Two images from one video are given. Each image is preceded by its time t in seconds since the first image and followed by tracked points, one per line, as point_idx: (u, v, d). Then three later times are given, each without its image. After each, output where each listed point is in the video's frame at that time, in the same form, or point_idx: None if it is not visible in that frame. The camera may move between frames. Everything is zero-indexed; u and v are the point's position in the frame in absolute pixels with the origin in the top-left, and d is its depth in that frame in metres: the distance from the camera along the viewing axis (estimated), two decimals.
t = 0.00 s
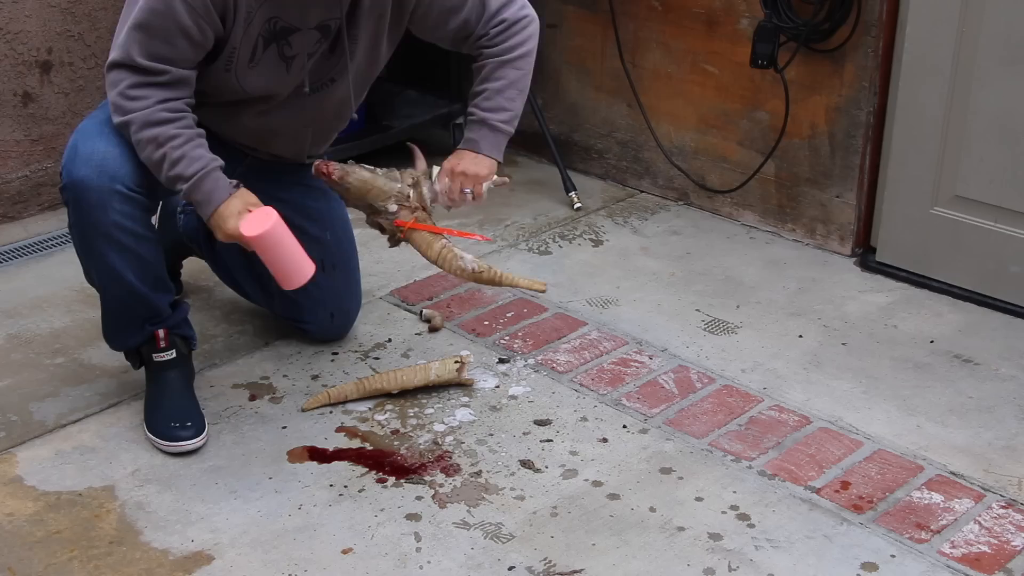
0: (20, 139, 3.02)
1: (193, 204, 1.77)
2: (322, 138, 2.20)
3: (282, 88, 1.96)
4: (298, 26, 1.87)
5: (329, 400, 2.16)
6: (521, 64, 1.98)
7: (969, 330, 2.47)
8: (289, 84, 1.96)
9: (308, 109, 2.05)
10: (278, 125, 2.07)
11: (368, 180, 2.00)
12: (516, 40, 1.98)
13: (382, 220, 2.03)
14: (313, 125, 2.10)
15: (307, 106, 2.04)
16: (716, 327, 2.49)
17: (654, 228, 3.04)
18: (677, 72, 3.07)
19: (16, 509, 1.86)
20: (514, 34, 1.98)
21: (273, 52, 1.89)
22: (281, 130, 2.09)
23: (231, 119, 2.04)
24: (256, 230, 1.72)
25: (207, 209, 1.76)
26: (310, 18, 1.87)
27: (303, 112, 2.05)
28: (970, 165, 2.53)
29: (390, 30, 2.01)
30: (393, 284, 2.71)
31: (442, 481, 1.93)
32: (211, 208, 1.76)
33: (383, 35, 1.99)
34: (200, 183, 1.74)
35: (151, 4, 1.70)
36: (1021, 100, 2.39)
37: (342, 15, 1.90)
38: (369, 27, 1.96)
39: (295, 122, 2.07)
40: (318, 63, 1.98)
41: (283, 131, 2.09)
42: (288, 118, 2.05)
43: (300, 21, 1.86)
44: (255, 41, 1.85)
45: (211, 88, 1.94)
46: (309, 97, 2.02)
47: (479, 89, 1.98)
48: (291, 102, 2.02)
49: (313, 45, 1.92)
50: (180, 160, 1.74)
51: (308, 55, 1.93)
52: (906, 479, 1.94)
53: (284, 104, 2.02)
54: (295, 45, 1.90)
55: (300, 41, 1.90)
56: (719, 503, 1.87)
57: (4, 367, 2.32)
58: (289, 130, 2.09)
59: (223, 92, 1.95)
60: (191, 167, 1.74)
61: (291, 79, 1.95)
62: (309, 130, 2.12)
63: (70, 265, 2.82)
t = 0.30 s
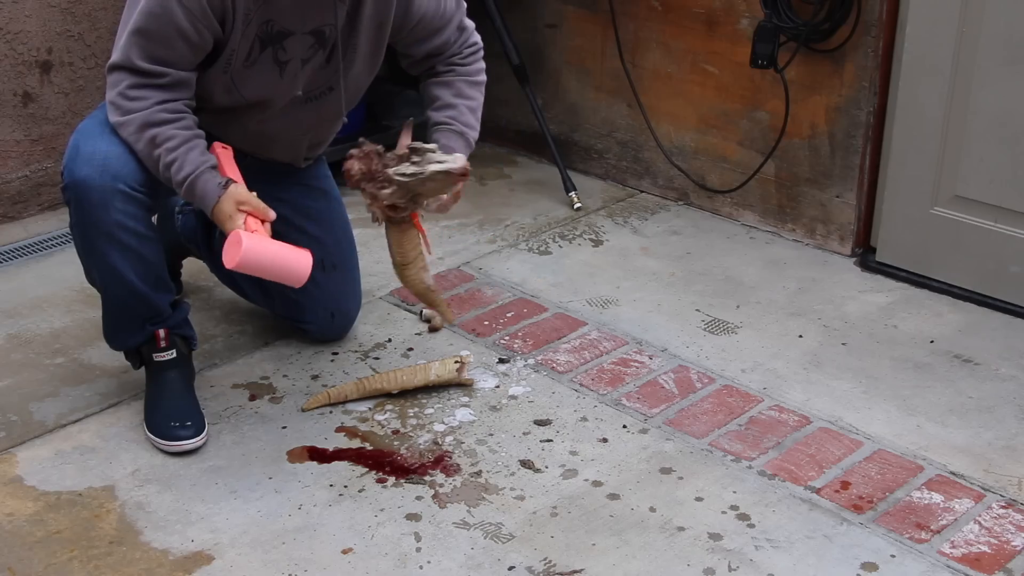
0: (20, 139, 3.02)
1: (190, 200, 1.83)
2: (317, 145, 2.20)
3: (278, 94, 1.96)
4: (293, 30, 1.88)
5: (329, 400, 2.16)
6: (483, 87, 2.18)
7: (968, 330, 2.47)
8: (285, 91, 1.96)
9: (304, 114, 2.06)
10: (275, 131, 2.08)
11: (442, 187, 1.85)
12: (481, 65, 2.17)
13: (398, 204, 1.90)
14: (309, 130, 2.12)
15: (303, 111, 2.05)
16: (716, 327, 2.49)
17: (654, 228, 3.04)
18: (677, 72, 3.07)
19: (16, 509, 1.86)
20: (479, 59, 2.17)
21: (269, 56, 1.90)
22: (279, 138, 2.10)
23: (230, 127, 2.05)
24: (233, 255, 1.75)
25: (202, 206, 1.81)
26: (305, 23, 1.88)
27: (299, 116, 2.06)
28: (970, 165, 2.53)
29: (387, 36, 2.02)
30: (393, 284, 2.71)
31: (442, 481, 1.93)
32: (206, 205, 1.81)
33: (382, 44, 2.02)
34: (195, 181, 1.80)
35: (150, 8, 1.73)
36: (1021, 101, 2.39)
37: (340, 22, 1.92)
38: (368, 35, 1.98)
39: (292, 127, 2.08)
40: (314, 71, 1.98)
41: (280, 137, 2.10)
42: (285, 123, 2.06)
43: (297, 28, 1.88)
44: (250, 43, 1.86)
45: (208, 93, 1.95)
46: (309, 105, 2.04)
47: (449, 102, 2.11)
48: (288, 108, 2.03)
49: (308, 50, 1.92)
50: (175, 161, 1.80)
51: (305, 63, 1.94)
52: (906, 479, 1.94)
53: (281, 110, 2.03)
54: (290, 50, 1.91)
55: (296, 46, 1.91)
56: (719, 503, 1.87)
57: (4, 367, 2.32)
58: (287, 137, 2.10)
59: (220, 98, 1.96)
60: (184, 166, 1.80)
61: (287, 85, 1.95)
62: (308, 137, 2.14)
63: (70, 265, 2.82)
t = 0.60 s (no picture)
0: (20, 139, 3.02)
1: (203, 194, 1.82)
2: (308, 147, 2.22)
3: (271, 94, 1.98)
4: (286, 27, 1.90)
5: (329, 400, 2.16)
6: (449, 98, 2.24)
7: (969, 330, 2.47)
8: (279, 90, 1.98)
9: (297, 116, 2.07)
10: (269, 133, 2.09)
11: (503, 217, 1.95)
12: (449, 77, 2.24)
13: (445, 199, 1.91)
14: (302, 133, 2.13)
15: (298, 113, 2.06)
16: (716, 327, 2.49)
17: (654, 228, 3.04)
18: (677, 72, 3.07)
19: (16, 509, 1.86)
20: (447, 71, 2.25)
21: (263, 54, 1.92)
22: (273, 139, 2.11)
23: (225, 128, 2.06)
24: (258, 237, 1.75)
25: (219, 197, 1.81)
26: (298, 20, 1.91)
27: (293, 118, 2.07)
28: (970, 165, 2.53)
29: (376, 36, 2.06)
30: (393, 284, 2.71)
31: (442, 481, 1.93)
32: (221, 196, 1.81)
33: (372, 41, 2.06)
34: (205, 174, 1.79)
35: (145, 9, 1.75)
36: (1021, 101, 2.39)
37: (332, 20, 1.96)
38: (359, 33, 2.02)
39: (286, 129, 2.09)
40: (308, 71, 2.00)
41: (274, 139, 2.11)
42: (278, 125, 2.08)
43: (291, 26, 1.91)
44: (244, 42, 1.88)
45: (203, 95, 1.96)
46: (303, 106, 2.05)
47: (424, 104, 2.15)
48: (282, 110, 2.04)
49: (301, 49, 1.94)
50: (182, 158, 1.80)
51: (298, 61, 1.96)
52: (906, 479, 1.95)
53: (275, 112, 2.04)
54: (283, 49, 1.92)
55: (289, 45, 1.93)
56: (719, 503, 1.87)
57: (4, 367, 2.32)
58: (281, 138, 2.11)
59: (215, 100, 1.97)
60: (191, 161, 1.79)
61: (280, 84, 1.97)
62: (301, 139, 2.15)
63: (70, 265, 2.82)
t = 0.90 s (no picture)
0: (20, 139, 3.02)
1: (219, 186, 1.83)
2: (299, 150, 2.21)
3: (264, 94, 1.98)
4: (280, 27, 1.90)
5: (329, 400, 2.16)
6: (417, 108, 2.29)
7: (969, 330, 2.47)
8: (271, 90, 1.98)
9: (289, 119, 2.07)
10: (262, 137, 2.08)
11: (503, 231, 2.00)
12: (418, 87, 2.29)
13: (460, 203, 1.92)
14: (294, 136, 2.12)
15: (290, 116, 2.06)
16: (716, 327, 2.49)
17: (654, 228, 3.04)
18: (677, 72, 3.07)
19: (16, 509, 1.86)
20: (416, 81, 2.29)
21: (256, 54, 1.92)
22: (266, 143, 2.10)
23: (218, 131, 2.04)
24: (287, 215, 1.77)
25: (234, 187, 1.81)
26: (292, 19, 1.91)
27: (285, 121, 2.07)
28: (970, 165, 2.53)
29: (367, 37, 2.07)
30: (393, 284, 2.71)
31: (442, 481, 1.93)
32: (236, 186, 1.81)
33: (363, 41, 2.06)
34: (219, 165, 1.80)
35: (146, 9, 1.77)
36: (1021, 101, 2.39)
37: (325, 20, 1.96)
38: (351, 34, 2.03)
39: (278, 132, 2.08)
40: (300, 72, 2.00)
41: (266, 143, 2.10)
42: (270, 128, 2.07)
43: (285, 25, 1.91)
44: (239, 40, 1.89)
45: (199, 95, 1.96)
46: (295, 108, 2.05)
47: (401, 113, 2.19)
48: (274, 112, 2.03)
49: (294, 48, 1.95)
50: (193, 151, 1.81)
51: (291, 62, 1.96)
52: (906, 479, 1.94)
53: (268, 114, 2.03)
54: (276, 48, 1.93)
55: (282, 45, 1.93)
56: (719, 503, 1.87)
57: (4, 367, 2.32)
58: (274, 142, 2.10)
59: (209, 101, 1.96)
60: (202, 153, 1.80)
61: (273, 84, 1.97)
62: (293, 142, 2.14)
63: (71, 265, 2.82)
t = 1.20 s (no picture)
0: (20, 139, 3.02)
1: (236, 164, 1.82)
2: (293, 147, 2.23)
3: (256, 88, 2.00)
4: (270, 20, 1.93)
5: (329, 400, 2.16)
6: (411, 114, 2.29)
7: (968, 330, 2.47)
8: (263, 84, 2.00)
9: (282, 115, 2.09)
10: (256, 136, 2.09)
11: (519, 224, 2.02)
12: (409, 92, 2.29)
13: (469, 211, 1.95)
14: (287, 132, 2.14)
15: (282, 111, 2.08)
16: (716, 327, 2.49)
17: (654, 228, 3.04)
18: (677, 72, 3.07)
19: (16, 509, 1.86)
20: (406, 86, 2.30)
21: (248, 47, 1.94)
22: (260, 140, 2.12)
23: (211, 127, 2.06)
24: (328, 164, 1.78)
25: (251, 162, 1.81)
26: (282, 12, 1.93)
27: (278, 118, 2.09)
28: (970, 166, 2.53)
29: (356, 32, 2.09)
30: (393, 284, 2.71)
31: (442, 481, 1.93)
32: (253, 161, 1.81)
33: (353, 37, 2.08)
34: (234, 140, 1.80)
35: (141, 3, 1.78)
36: (1021, 101, 2.39)
37: (315, 14, 1.98)
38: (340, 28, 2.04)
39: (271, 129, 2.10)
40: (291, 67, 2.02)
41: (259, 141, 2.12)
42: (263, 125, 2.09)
43: (275, 19, 1.93)
44: (231, 35, 1.91)
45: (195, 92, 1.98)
46: (287, 103, 2.07)
47: (399, 118, 2.19)
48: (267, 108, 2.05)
49: (285, 42, 1.97)
50: (206, 128, 1.81)
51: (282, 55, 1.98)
52: (906, 479, 1.94)
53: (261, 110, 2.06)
54: (267, 41, 1.95)
55: (273, 38, 1.95)
56: (720, 503, 1.87)
57: (4, 367, 2.32)
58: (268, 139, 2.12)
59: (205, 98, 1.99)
60: (214, 131, 1.80)
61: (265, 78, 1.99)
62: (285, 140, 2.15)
63: (71, 265, 2.82)
